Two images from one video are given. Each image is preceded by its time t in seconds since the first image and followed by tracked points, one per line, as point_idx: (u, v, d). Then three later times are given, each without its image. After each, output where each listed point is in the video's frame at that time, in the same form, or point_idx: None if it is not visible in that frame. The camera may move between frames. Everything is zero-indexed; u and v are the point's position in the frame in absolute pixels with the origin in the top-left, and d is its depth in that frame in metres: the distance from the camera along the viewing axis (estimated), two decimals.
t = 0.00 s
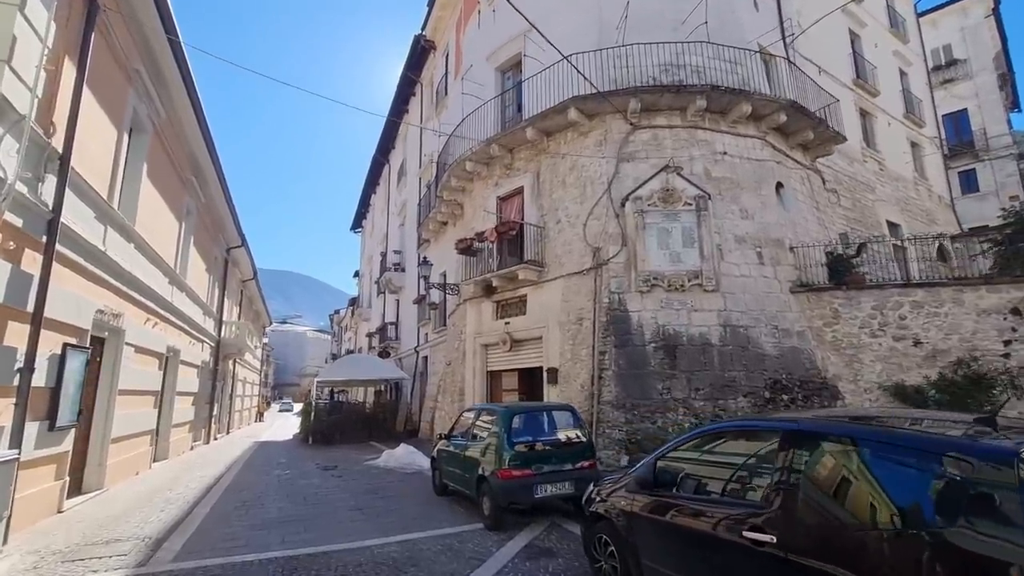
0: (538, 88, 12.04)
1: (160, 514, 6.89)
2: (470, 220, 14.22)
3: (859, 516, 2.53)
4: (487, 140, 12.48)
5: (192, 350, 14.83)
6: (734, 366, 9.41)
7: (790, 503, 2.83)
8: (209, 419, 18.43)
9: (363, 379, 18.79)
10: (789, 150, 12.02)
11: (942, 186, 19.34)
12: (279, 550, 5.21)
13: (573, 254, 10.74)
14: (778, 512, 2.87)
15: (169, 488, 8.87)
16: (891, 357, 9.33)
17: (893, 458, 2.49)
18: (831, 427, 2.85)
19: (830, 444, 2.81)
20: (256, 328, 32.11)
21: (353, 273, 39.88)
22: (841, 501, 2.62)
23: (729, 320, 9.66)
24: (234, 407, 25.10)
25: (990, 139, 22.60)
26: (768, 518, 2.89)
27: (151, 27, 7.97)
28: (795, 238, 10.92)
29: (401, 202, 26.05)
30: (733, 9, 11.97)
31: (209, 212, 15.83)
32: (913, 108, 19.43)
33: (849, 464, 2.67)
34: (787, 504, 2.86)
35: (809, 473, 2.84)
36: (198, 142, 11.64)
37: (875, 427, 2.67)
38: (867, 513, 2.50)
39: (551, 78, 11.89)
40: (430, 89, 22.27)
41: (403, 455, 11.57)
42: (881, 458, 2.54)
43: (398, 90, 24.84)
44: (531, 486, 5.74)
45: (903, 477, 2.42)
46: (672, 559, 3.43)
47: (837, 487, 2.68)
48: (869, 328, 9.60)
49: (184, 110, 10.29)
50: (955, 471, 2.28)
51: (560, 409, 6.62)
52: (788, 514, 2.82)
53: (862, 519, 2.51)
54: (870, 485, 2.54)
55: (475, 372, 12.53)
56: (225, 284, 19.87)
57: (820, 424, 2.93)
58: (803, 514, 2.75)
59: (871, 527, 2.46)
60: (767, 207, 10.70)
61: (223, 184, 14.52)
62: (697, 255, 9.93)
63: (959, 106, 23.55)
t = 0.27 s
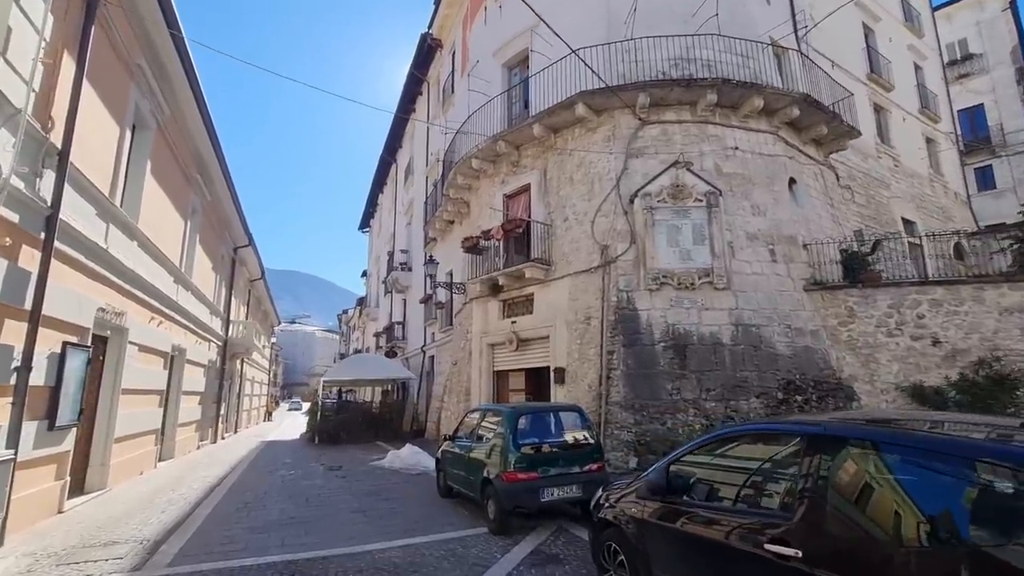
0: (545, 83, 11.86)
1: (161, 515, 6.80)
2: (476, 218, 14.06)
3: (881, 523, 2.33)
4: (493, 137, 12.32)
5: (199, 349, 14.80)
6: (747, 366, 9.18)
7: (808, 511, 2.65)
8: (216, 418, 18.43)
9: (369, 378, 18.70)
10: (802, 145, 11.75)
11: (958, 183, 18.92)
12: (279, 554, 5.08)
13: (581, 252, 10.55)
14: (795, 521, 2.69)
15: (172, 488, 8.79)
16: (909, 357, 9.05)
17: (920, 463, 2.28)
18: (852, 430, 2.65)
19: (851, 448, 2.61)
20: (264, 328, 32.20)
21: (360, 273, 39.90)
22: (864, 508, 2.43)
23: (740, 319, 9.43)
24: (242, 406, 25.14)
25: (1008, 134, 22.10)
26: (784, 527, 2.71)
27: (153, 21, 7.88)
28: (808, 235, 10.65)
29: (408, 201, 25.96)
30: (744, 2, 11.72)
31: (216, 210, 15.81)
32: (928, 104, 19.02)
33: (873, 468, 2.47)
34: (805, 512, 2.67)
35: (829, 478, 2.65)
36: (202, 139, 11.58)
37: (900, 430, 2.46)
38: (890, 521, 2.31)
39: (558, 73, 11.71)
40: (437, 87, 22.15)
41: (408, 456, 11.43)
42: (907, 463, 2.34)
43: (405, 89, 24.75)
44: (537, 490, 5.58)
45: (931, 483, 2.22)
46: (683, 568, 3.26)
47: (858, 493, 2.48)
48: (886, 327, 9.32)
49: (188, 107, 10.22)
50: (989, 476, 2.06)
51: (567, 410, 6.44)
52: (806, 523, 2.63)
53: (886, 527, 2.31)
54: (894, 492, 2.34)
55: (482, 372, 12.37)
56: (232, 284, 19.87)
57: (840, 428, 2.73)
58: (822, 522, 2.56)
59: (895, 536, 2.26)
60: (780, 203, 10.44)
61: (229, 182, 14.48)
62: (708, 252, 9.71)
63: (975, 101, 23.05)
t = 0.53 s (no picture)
0: (551, 78, 11.68)
1: (161, 516, 6.71)
2: (482, 215, 13.91)
3: (901, 531, 2.15)
4: (499, 133, 12.15)
5: (203, 347, 14.75)
6: (758, 366, 8.97)
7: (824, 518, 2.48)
8: (222, 417, 18.40)
9: (374, 377, 18.59)
10: (813, 140, 11.49)
11: (973, 179, 18.53)
12: (278, 558, 4.95)
13: (588, 249, 10.36)
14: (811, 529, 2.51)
15: (174, 489, 8.71)
16: (925, 357, 8.80)
17: (944, 468, 2.11)
18: (871, 435, 2.48)
19: (870, 452, 2.44)
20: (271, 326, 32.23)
21: (366, 272, 39.86)
22: (884, 514, 2.25)
23: (751, 318, 9.21)
24: (248, 405, 25.16)
25: None
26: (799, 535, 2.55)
27: (153, 15, 7.77)
28: (821, 232, 10.40)
29: (414, 199, 25.84)
30: None
31: (221, 208, 15.75)
32: (942, 98, 18.64)
33: (895, 474, 2.29)
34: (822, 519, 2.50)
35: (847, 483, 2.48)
36: (206, 136, 11.49)
37: (924, 435, 2.28)
38: (912, 529, 2.13)
39: (564, 68, 11.52)
40: (442, 84, 22.01)
41: (413, 456, 11.30)
42: (931, 468, 2.16)
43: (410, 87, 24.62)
44: (543, 493, 5.41)
45: (957, 489, 2.04)
46: None
47: (876, 499, 2.31)
48: (901, 326, 9.07)
49: (191, 103, 10.12)
50: None
51: (574, 411, 6.27)
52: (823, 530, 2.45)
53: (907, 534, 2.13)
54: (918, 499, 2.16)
55: (487, 371, 12.21)
56: (238, 282, 19.83)
57: (860, 431, 2.55)
58: (837, 530, 2.39)
59: (916, 544, 2.08)
60: (792, 199, 10.21)
61: (233, 180, 14.41)
62: (718, 250, 9.49)
63: (990, 96, 22.60)
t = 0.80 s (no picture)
0: (560, 73, 11.51)
1: (165, 516, 6.62)
2: (490, 213, 13.76)
3: (932, 539, 1.98)
4: (507, 129, 11.99)
5: (212, 346, 14.73)
6: (774, 365, 8.74)
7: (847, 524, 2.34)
8: (231, 416, 18.41)
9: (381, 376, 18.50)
10: (829, 134, 11.22)
11: (992, 174, 18.09)
12: (282, 561, 4.83)
13: (597, 246, 10.18)
14: (833, 535, 2.37)
15: (181, 487, 8.64)
16: (947, 356, 8.53)
17: (979, 471, 1.92)
18: (892, 435, 2.32)
19: (892, 452, 2.29)
20: (280, 325, 32.30)
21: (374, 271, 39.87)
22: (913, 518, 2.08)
23: (766, 316, 8.99)
24: (257, 403, 25.21)
25: None
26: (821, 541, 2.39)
27: (159, 10, 7.68)
28: (838, 228, 10.13)
29: (421, 198, 25.76)
30: None
31: (229, 207, 15.74)
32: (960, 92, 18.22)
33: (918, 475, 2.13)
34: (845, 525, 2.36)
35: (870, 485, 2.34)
36: (212, 134, 11.44)
37: (950, 434, 2.11)
38: (944, 536, 1.95)
39: (573, 62, 11.34)
40: (450, 81, 21.90)
41: (420, 456, 11.18)
42: (964, 471, 1.97)
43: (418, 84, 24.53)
44: (554, 496, 5.25)
45: (994, 492, 1.86)
46: None
47: (904, 503, 2.14)
48: (922, 324, 8.81)
49: (197, 99, 10.06)
50: None
51: (585, 410, 6.10)
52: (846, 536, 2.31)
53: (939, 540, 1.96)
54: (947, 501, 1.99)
55: (495, 370, 12.06)
56: (246, 281, 19.84)
57: (886, 433, 2.38)
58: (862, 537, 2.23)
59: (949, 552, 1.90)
60: (807, 194, 9.95)
61: (241, 178, 14.37)
62: (731, 246, 9.27)
63: (1008, 90, 22.10)
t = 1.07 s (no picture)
0: (569, 70, 11.35)
1: (170, 519, 6.53)
2: (498, 212, 13.62)
3: (967, 548, 1.83)
4: (515, 127, 11.85)
5: (219, 347, 14.69)
6: (790, 366, 8.52)
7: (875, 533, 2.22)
8: (238, 416, 18.38)
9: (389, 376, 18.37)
10: (845, 130, 10.97)
11: (1010, 171, 17.70)
12: (286, 567, 4.69)
13: (607, 245, 10.00)
14: (858, 544, 2.25)
15: (186, 489, 8.56)
16: (971, 356, 8.25)
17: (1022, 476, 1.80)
18: (922, 439, 2.21)
19: (923, 457, 2.17)
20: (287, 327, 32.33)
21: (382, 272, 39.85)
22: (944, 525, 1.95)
23: (782, 316, 8.77)
24: (265, 404, 25.20)
25: None
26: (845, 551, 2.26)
27: (164, 7, 7.60)
28: (855, 225, 9.88)
29: (429, 198, 25.67)
30: None
31: (236, 207, 15.71)
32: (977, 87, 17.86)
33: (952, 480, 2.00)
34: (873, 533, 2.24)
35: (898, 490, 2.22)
36: (219, 133, 11.39)
37: (987, 438, 1.99)
38: (979, 545, 1.81)
39: (583, 58, 11.18)
40: (457, 81, 21.80)
41: (428, 458, 11.03)
42: (1003, 476, 1.85)
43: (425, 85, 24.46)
44: (566, 500, 5.08)
45: None
46: None
47: (938, 511, 1.99)
48: (943, 324, 8.55)
49: (203, 99, 10.00)
50: None
51: (598, 412, 5.92)
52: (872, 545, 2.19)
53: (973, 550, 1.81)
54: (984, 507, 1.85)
55: (503, 371, 11.90)
56: (254, 282, 19.82)
57: (920, 438, 2.24)
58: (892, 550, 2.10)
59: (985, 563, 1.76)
60: (823, 190, 9.72)
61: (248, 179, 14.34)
62: (745, 244, 9.06)
63: None
